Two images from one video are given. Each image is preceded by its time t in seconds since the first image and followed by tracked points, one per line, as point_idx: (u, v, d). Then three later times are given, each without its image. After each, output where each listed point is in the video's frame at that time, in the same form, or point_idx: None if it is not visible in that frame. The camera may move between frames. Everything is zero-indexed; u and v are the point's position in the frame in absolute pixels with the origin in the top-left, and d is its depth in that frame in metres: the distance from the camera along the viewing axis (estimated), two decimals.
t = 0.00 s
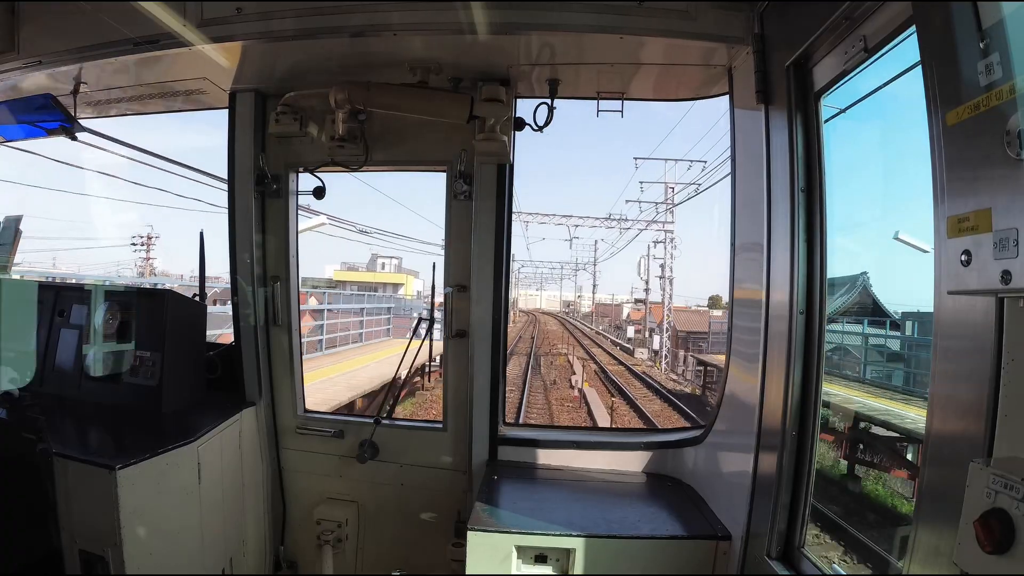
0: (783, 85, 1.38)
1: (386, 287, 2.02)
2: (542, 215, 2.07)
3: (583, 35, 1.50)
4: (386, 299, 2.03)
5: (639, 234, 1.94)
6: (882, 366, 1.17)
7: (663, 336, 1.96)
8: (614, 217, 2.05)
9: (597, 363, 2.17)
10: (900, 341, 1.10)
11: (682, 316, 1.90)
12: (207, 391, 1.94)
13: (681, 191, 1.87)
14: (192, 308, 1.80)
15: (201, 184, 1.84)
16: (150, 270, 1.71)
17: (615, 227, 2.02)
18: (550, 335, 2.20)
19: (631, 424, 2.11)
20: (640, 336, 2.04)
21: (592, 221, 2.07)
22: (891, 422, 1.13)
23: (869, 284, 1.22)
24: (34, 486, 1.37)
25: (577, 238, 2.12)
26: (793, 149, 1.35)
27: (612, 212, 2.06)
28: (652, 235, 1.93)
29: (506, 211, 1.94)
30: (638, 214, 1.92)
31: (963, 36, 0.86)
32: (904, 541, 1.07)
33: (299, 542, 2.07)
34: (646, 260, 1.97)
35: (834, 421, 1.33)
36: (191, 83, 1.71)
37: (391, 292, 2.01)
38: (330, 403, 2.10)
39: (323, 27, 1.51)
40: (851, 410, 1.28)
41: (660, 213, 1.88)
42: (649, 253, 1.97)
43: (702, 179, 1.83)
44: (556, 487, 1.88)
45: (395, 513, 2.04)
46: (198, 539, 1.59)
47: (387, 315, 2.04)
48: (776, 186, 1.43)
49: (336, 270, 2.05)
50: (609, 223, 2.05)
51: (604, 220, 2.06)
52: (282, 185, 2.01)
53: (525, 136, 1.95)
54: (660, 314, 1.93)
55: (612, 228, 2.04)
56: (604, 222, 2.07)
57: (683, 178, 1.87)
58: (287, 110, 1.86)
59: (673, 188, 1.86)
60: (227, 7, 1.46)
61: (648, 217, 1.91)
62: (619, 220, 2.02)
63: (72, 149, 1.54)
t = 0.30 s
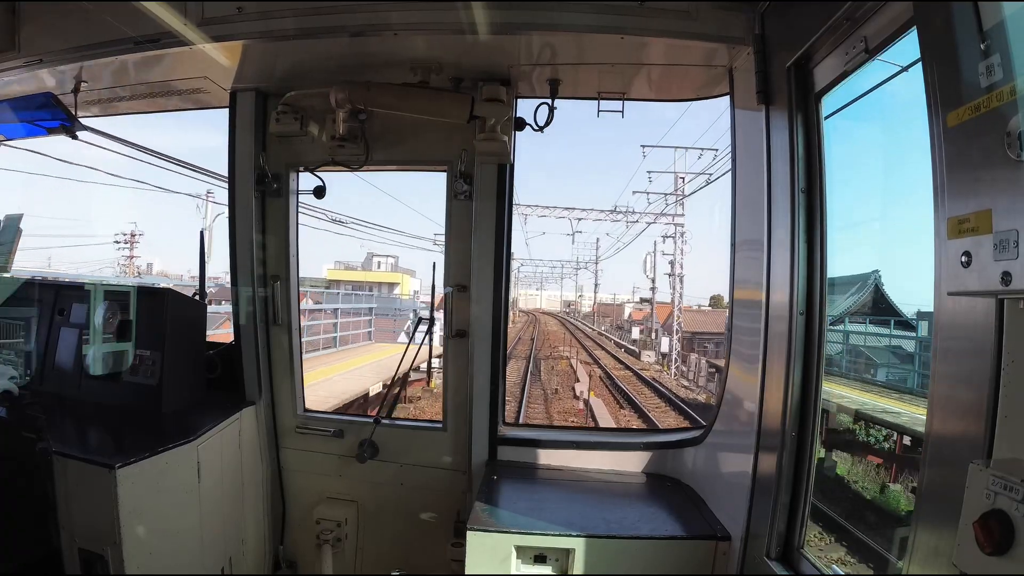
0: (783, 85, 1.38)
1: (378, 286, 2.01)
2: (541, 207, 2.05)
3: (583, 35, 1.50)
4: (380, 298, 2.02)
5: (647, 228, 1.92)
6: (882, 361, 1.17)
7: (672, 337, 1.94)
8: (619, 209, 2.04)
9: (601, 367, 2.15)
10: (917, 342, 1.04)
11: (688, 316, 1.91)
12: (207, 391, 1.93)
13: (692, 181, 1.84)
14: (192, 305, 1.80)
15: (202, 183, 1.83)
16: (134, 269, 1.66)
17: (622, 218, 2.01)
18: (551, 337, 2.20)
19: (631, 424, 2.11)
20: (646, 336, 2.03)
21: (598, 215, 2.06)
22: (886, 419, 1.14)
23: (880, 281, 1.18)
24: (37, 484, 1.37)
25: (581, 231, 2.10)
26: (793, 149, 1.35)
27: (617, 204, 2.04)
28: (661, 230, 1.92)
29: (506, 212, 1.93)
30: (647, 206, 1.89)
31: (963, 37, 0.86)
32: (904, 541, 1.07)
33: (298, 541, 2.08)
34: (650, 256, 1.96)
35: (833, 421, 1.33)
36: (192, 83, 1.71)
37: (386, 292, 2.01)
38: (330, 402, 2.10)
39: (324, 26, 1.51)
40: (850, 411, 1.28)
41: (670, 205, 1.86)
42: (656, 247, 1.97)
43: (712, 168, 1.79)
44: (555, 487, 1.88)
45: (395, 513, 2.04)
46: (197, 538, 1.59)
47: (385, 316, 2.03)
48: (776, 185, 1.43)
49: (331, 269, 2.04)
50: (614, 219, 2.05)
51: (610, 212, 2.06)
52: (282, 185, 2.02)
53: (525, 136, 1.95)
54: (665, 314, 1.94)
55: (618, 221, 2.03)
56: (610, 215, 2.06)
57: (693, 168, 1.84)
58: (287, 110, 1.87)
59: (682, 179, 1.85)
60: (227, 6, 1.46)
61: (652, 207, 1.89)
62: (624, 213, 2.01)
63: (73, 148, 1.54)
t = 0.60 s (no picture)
0: (783, 86, 1.38)
1: (372, 285, 2.01)
2: (541, 197, 2.05)
3: (583, 35, 1.50)
4: (374, 299, 2.02)
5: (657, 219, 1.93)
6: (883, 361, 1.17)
7: (682, 339, 1.92)
8: (627, 199, 2.01)
9: (605, 372, 2.15)
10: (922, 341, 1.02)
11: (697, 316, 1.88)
12: (208, 390, 1.94)
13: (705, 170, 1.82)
14: (193, 305, 1.81)
15: (202, 184, 1.83)
16: (116, 269, 1.59)
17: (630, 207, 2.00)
18: (551, 336, 2.26)
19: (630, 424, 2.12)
20: (650, 337, 2.07)
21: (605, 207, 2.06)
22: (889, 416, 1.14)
23: (893, 280, 1.13)
24: (35, 482, 1.36)
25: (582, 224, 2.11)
26: (793, 149, 1.35)
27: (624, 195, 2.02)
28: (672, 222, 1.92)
29: (506, 212, 1.93)
30: (658, 197, 1.89)
31: (963, 38, 0.86)
32: (904, 541, 1.07)
33: (298, 541, 2.08)
34: (657, 255, 1.96)
35: (833, 422, 1.33)
36: (192, 82, 1.71)
37: (381, 292, 2.01)
38: (330, 402, 2.10)
39: (324, 26, 1.51)
40: (850, 410, 1.28)
41: (681, 194, 1.85)
42: (663, 244, 1.96)
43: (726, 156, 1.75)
44: (555, 487, 1.88)
45: (394, 513, 2.04)
46: (197, 537, 1.59)
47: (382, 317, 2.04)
48: (776, 186, 1.43)
49: (322, 269, 2.05)
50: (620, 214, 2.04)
51: (617, 204, 2.04)
52: (282, 184, 2.02)
53: (525, 136, 1.95)
54: (671, 314, 1.96)
55: (626, 212, 2.00)
56: (617, 205, 2.04)
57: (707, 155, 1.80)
58: (287, 110, 1.86)
59: (695, 167, 1.83)
60: (227, 6, 1.46)
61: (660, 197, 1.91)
62: (632, 203, 1.99)
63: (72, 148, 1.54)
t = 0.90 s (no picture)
0: (783, 85, 1.38)
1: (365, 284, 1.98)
2: (541, 186, 2.04)
3: (583, 34, 1.50)
4: (365, 299, 1.98)
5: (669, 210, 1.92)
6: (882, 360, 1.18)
7: (693, 343, 1.90)
8: (636, 187, 2.00)
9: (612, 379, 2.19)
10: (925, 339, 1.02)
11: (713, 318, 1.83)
12: (207, 390, 1.93)
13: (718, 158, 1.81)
14: (194, 305, 1.81)
15: (201, 185, 1.83)
16: (94, 267, 1.63)
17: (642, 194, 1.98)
18: (551, 338, 2.30)
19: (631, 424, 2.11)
20: (655, 339, 2.16)
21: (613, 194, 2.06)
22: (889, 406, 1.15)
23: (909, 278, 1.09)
24: (35, 482, 1.37)
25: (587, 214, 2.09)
26: (793, 149, 1.35)
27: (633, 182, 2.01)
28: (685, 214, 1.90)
29: (506, 212, 1.93)
30: (671, 186, 1.89)
31: (963, 37, 0.86)
32: (904, 540, 1.07)
33: (298, 541, 2.08)
34: (666, 251, 1.94)
35: (833, 420, 1.33)
36: (192, 83, 1.71)
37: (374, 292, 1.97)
38: (329, 402, 2.10)
39: (324, 26, 1.51)
40: (851, 408, 1.29)
41: (695, 183, 1.84)
42: (671, 241, 1.98)
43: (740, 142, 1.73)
44: (555, 487, 1.88)
45: (394, 513, 2.04)
46: (197, 538, 1.58)
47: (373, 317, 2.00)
48: (776, 185, 1.43)
49: (316, 268, 2.05)
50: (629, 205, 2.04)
51: (626, 191, 2.02)
52: (282, 185, 2.02)
53: (525, 135, 1.95)
54: (676, 314, 1.97)
55: (636, 201, 1.99)
56: (625, 194, 2.03)
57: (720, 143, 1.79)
58: (287, 110, 1.85)
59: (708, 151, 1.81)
60: (227, 7, 1.46)
61: (673, 185, 1.90)
62: (642, 192, 1.98)
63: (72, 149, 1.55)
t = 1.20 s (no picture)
0: (782, 84, 1.38)
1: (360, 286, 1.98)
2: (541, 172, 2.02)
3: (582, 34, 1.50)
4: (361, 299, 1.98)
5: (684, 196, 1.87)
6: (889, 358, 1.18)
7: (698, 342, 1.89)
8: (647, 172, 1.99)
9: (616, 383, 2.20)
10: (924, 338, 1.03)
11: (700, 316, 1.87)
12: (208, 390, 1.93)
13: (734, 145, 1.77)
14: (196, 308, 1.83)
15: (201, 187, 1.83)
16: (72, 266, 1.58)
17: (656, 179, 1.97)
18: (551, 337, 2.30)
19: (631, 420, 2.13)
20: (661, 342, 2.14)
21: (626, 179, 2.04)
22: (894, 403, 1.15)
23: (924, 277, 1.03)
24: (34, 484, 1.36)
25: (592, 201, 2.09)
26: (793, 148, 1.35)
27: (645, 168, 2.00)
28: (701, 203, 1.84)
29: (506, 212, 1.93)
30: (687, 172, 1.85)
31: (962, 35, 0.86)
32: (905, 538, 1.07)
33: (299, 543, 2.08)
34: (676, 249, 1.90)
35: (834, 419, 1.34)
36: (190, 84, 1.71)
37: (368, 291, 1.97)
38: (329, 403, 2.09)
39: (322, 27, 1.50)
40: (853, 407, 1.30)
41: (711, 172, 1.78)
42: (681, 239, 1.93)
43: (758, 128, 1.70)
44: (556, 487, 1.88)
45: (395, 514, 2.04)
46: (199, 540, 1.58)
47: (370, 319, 1.98)
48: (776, 184, 1.43)
49: (307, 267, 2.06)
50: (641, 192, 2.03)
51: (637, 177, 2.02)
52: (282, 186, 2.02)
53: (525, 135, 1.95)
54: (676, 314, 1.97)
55: (647, 187, 1.99)
56: (636, 180, 2.02)
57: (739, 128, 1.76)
58: (287, 111, 1.84)
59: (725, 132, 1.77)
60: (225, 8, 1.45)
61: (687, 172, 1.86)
62: (654, 178, 1.97)
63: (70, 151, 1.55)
